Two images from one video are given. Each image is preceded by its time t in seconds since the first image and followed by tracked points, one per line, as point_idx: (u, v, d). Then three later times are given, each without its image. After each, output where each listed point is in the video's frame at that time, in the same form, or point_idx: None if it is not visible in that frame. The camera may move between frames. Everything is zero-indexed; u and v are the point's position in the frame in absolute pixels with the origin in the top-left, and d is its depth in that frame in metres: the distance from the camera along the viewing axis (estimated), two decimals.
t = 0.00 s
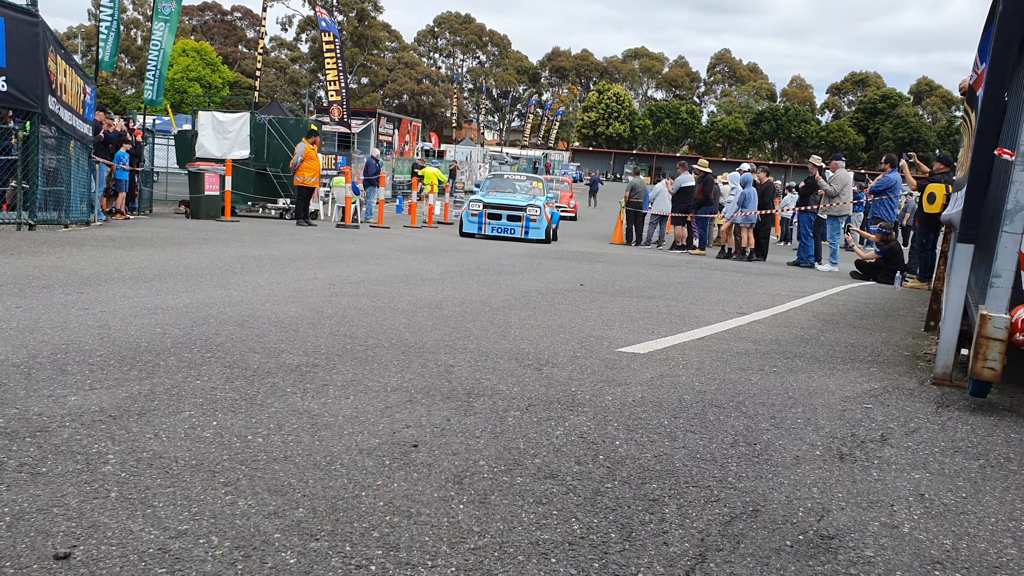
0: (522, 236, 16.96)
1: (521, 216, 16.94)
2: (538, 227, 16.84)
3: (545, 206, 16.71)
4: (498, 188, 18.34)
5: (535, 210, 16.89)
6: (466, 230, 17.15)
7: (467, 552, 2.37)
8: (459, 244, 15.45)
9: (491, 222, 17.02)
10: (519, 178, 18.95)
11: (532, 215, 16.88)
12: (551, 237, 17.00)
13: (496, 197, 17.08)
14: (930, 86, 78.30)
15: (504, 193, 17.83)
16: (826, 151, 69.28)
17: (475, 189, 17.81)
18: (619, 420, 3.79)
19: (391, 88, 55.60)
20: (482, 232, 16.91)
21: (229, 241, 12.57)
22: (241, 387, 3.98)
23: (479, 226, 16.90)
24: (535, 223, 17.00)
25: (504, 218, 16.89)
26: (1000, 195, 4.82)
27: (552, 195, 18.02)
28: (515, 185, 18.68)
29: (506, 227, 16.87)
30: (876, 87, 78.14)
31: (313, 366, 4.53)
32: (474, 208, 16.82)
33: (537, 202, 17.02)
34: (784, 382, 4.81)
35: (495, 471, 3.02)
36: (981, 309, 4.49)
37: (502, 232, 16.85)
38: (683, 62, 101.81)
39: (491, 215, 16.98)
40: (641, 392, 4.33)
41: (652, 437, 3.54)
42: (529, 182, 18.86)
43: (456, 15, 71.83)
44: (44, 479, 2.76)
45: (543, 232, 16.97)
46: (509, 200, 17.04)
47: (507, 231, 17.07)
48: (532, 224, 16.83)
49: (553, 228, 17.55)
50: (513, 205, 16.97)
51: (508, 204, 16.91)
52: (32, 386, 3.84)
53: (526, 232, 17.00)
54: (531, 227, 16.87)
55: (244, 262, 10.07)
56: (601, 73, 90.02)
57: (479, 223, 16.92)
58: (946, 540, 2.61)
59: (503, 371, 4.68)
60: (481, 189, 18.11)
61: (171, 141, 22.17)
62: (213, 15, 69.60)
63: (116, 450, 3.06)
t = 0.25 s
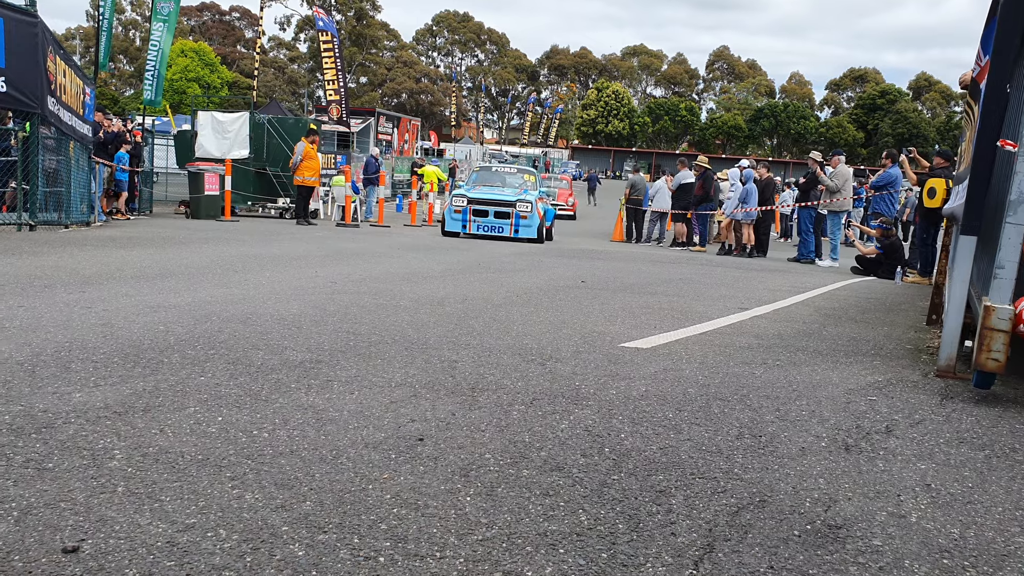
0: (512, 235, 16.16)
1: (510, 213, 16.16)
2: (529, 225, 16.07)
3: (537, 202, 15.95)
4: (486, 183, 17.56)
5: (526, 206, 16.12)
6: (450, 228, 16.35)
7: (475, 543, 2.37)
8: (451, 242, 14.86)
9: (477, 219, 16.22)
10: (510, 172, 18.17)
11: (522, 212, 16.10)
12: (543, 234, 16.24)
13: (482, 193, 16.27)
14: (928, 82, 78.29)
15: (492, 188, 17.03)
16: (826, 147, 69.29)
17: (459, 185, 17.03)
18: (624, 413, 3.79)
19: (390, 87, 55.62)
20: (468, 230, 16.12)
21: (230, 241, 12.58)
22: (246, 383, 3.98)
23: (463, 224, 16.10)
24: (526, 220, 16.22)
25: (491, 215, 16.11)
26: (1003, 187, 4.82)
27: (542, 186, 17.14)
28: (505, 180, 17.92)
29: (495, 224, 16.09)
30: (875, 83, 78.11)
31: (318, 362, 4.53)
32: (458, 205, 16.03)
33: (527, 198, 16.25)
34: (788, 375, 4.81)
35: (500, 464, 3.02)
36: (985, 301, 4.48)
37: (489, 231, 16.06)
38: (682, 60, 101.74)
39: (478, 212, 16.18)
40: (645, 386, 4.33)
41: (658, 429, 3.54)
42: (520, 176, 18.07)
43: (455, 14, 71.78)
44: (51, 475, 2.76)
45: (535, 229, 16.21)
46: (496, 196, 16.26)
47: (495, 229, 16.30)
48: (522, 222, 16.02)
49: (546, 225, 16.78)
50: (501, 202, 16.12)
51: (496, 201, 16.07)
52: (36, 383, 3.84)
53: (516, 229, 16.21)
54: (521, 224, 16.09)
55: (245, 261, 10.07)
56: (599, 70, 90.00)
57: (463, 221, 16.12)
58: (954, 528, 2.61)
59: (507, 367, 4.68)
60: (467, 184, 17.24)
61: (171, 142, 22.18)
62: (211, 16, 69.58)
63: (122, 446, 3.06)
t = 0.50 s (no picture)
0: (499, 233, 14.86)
1: (497, 209, 14.86)
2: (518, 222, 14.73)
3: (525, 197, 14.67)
4: (470, 177, 16.27)
5: (513, 201, 14.78)
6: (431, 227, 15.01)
7: (485, 537, 2.36)
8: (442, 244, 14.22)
9: (460, 216, 14.88)
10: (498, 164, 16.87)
11: (510, 208, 14.79)
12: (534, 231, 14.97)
13: (465, 188, 14.90)
14: (927, 77, 78.32)
15: (477, 182, 15.73)
16: (825, 143, 69.30)
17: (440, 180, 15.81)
18: (629, 407, 3.79)
19: (389, 87, 55.63)
20: (450, 229, 14.79)
21: (231, 241, 12.58)
22: (251, 382, 3.97)
23: (445, 222, 14.76)
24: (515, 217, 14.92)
25: (476, 212, 14.79)
26: (1007, 180, 4.82)
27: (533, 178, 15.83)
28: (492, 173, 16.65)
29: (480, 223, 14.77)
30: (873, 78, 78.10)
31: (322, 360, 4.52)
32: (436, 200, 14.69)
33: (516, 193, 14.94)
34: (793, 369, 4.81)
35: (508, 459, 3.01)
36: (990, 293, 4.47)
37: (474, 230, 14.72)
38: (681, 56, 101.64)
39: (461, 209, 14.82)
40: (650, 381, 4.33)
41: (664, 423, 3.54)
42: (509, 169, 16.82)
43: (453, 12, 71.74)
44: (59, 473, 2.76)
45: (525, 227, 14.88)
46: (481, 191, 14.95)
47: (481, 227, 14.97)
48: (511, 220, 14.72)
49: (537, 221, 15.51)
50: (487, 197, 14.78)
51: (481, 196, 14.73)
52: (41, 383, 3.84)
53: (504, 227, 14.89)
54: (510, 221, 14.78)
55: (247, 261, 10.05)
56: (598, 68, 89.96)
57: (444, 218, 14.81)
58: (964, 519, 2.61)
59: (511, 363, 4.68)
60: (449, 177, 15.90)
61: (171, 143, 22.18)
62: (209, 17, 69.54)
63: (129, 444, 3.06)
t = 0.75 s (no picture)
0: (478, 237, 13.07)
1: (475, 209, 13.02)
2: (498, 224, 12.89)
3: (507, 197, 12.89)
4: (448, 172, 14.56)
5: (495, 201, 12.96)
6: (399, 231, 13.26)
7: (497, 527, 2.37)
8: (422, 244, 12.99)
9: (434, 218, 13.01)
10: (479, 156, 15.17)
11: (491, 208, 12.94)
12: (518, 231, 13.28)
13: (439, 185, 13.05)
14: (926, 69, 78.35)
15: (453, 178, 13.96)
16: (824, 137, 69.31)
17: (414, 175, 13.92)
18: (637, 399, 3.79)
19: (388, 86, 55.67)
20: (421, 233, 12.89)
21: (233, 241, 12.58)
22: (258, 377, 3.98)
23: (416, 226, 12.94)
24: (496, 219, 13.18)
25: (451, 213, 12.93)
26: (1011, 168, 4.80)
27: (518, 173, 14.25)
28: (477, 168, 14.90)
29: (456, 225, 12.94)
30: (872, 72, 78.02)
31: (329, 356, 4.53)
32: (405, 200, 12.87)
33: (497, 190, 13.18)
34: (799, 360, 4.81)
35: (518, 450, 3.01)
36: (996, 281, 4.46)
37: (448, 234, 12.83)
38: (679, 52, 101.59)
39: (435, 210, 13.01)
40: (657, 373, 4.33)
41: (673, 414, 3.54)
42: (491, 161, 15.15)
43: (451, 11, 71.74)
44: (70, 469, 2.76)
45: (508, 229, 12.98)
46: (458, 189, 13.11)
47: (457, 230, 13.10)
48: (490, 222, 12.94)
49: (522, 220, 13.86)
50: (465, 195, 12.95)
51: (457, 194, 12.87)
52: (49, 381, 3.84)
53: (484, 230, 13.15)
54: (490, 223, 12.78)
55: (249, 260, 10.04)
56: (597, 65, 89.91)
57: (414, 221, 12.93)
58: (976, 505, 2.61)
59: (517, 357, 4.68)
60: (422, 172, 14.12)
61: (171, 144, 22.18)
62: (207, 18, 69.50)
63: (139, 440, 3.06)
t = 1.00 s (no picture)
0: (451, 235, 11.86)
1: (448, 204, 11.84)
2: (475, 220, 11.70)
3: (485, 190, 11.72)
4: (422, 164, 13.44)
5: (470, 194, 11.80)
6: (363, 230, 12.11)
7: (512, 512, 2.36)
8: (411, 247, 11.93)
9: (402, 215, 11.92)
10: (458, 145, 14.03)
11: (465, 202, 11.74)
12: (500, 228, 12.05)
13: (407, 176, 11.87)
14: (926, 61, 78.20)
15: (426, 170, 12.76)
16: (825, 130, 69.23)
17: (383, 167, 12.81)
18: (647, 387, 3.79)
19: (387, 83, 55.67)
20: (387, 231, 11.83)
21: (236, 239, 12.58)
22: (267, 371, 3.98)
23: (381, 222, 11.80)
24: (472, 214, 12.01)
25: (421, 209, 11.78)
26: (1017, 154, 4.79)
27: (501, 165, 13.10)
28: (456, 158, 13.76)
29: (428, 223, 11.82)
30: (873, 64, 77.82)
31: (336, 349, 4.52)
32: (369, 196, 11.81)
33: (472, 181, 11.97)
34: (807, 348, 4.80)
35: (529, 438, 3.01)
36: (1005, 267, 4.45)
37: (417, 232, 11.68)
38: (678, 46, 101.40)
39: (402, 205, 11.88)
40: (665, 362, 4.33)
41: (683, 402, 3.54)
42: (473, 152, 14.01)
43: (449, 8, 71.71)
44: (82, 461, 2.76)
45: (486, 226, 11.79)
46: (428, 181, 11.96)
47: (429, 228, 12.02)
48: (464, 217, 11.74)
49: (505, 216, 12.70)
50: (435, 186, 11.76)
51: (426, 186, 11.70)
52: (58, 376, 3.84)
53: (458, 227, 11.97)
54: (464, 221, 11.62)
55: (252, 258, 10.04)
56: (597, 60, 89.77)
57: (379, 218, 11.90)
58: (990, 486, 2.60)
59: (525, 348, 4.67)
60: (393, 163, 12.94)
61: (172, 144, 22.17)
62: (206, 18, 69.41)
63: (150, 432, 3.06)
